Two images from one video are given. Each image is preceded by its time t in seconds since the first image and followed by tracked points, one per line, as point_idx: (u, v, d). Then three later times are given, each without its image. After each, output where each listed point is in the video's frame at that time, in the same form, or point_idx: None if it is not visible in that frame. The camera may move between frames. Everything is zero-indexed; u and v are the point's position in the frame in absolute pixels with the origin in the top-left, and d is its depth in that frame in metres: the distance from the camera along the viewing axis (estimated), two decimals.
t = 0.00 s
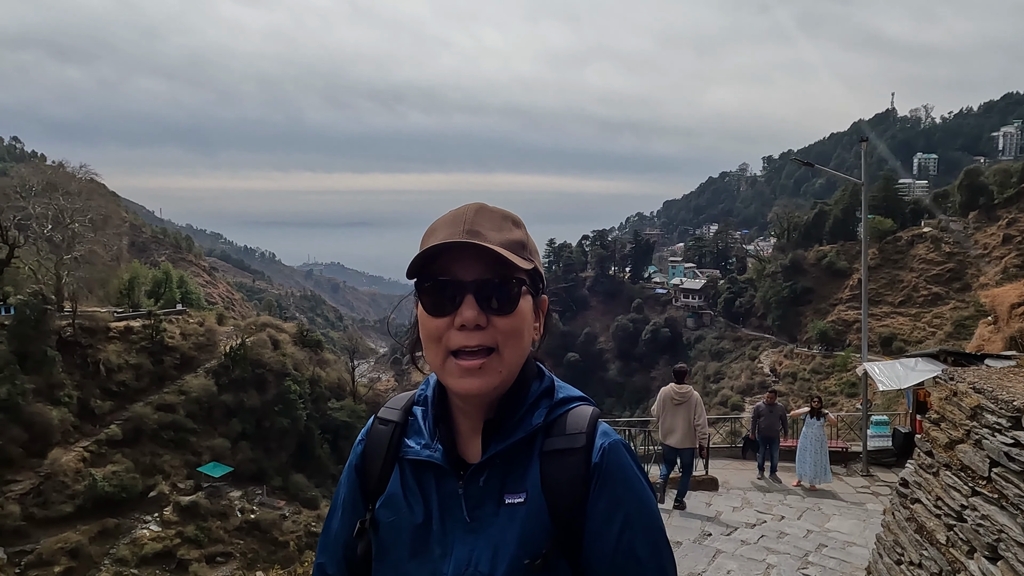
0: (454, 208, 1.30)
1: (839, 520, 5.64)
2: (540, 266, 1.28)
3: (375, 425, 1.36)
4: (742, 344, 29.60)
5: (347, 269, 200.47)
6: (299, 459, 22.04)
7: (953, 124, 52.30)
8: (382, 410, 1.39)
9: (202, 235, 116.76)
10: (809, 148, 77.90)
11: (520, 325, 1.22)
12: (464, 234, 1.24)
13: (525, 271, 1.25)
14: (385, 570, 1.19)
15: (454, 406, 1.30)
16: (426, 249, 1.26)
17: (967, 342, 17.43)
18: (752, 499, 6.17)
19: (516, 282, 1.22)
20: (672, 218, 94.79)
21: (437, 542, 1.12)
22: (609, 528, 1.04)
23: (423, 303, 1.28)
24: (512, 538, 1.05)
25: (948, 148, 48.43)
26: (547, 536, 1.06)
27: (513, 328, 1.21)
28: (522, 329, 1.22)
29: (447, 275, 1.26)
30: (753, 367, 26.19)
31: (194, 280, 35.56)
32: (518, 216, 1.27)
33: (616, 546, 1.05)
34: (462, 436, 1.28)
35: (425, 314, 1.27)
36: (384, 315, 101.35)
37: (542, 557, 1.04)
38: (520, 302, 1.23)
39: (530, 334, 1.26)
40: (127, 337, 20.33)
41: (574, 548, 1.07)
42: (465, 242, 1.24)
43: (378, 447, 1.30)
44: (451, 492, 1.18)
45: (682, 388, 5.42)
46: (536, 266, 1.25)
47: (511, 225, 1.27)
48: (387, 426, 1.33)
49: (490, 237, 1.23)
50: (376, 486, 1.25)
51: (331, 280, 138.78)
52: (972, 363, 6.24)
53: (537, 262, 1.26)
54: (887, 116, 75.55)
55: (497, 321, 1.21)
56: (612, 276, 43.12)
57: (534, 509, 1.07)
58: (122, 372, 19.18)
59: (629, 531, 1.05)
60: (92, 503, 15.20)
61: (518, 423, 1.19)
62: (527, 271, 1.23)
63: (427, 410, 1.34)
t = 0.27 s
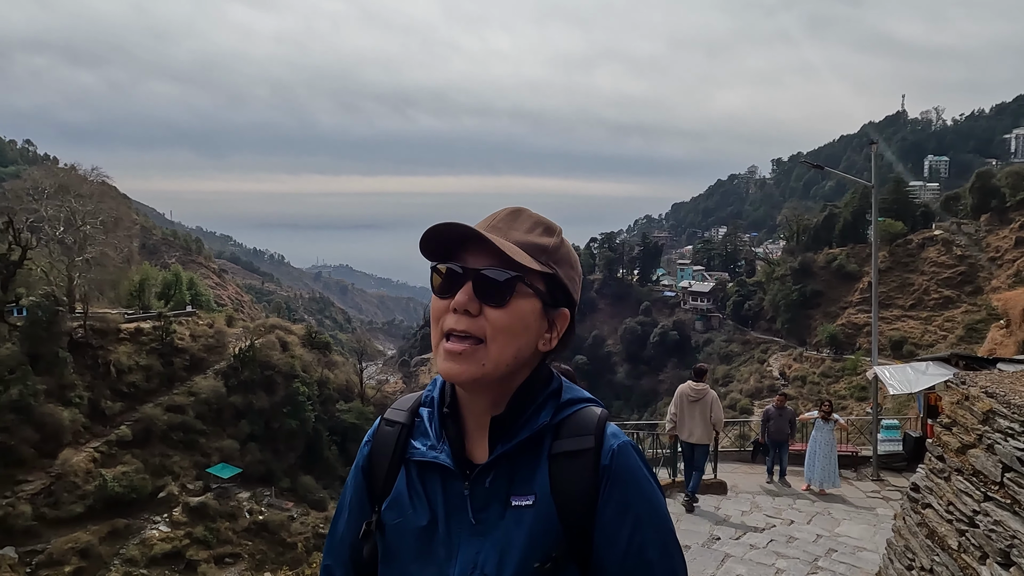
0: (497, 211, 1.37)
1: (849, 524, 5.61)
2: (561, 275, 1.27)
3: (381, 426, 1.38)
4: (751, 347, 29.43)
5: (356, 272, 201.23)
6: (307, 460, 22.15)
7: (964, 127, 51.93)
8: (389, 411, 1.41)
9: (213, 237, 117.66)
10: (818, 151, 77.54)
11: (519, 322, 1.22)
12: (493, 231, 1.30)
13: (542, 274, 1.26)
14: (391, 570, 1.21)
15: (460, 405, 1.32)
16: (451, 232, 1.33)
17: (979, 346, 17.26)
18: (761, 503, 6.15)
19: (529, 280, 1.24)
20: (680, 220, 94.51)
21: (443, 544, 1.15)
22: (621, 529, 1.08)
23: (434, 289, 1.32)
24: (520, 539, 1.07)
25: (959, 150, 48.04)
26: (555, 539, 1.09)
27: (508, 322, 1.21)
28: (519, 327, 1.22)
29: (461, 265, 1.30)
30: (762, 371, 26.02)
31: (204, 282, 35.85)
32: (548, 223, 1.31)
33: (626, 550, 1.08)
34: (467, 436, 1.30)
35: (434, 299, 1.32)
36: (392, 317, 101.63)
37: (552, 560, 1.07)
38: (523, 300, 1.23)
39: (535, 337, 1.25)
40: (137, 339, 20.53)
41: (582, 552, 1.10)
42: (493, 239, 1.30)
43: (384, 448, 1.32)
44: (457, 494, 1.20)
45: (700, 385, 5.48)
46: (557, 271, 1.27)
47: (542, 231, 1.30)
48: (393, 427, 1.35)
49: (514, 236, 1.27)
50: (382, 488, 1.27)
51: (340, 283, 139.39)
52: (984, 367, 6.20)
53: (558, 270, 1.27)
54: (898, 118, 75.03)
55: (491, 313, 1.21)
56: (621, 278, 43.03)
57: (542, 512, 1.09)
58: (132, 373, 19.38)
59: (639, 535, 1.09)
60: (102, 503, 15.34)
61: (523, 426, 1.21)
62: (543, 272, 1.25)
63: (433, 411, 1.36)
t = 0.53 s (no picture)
0: (499, 213, 1.38)
1: (860, 528, 5.58)
2: (569, 280, 1.27)
3: (405, 423, 1.42)
4: (759, 350, 29.27)
5: (363, 273, 201.15)
6: (314, 461, 22.24)
7: (975, 128, 51.52)
8: (412, 410, 1.46)
9: (221, 238, 118.52)
10: (827, 152, 77.14)
11: (531, 339, 1.25)
12: (493, 244, 1.32)
13: (548, 282, 1.27)
14: (411, 569, 1.24)
15: (482, 409, 1.36)
16: (446, 258, 1.34)
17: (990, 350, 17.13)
18: (770, 506, 6.14)
19: (536, 290, 1.26)
20: (688, 222, 94.17)
21: (464, 545, 1.18)
22: (644, 535, 1.11)
23: (446, 310, 1.37)
24: (542, 542, 1.09)
25: (970, 152, 47.68)
26: (578, 544, 1.11)
27: (519, 341, 1.24)
28: (531, 342, 1.25)
29: (466, 282, 1.32)
30: (771, 373, 25.86)
31: (212, 283, 36.07)
32: (551, 224, 1.31)
33: (650, 551, 1.11)
34: (492, 440, 1.33)
35: (446, 315, 1.35)
36: (400, 319, 101.88)
37: (573, 563, 1.09)
38: (531, 315, 1.25)
39: (551, 345, 1.28)
40: (147, 339, 20.69)
41: (604, 555, 1.13)
42: (493, 248, 1.31)
43: (408, 447, 1.36)
44: (480, 495, 1.23)
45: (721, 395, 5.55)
46: (565, 275, 1.28)
47: (542, 233, 1.29)
48: (417, 425, 1.40)
49: (514, 247, 1.28)
50: (404, 486, 1.31)
51: (347, 284, 139.90)
52: (996, 370, 6.17)
53: (565, 274, 1.26)
54: (908, 120, 74.52)
55: (502, 333, 1.25)
56: (628, 280, 42.92)
57: (564, 517, 1.11)
58: (142, 374, 19.54)
59: (661, 538, 1.12)
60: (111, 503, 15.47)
61: (546, 430, 1.24)
62: (551, 280, 1.26)
63: (456, 413, 1.40)
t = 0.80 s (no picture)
0: (498, 218, 1.40)
1: (866, 531, 5.56)
2: (572, 279, 1.29)
3: (416, 423, 1.46)
4: (765, 352, 29.14)
5: (369, 275, 201.39)
6: (320, 462, 22.32)
7: (984, 129, 51.26)
8: (425, 408, 1.49)
9: (228, 239, 119.24)
10: (834, 154, 76.89)
11: (540, 343, 1.27)
12: (492, 251, 1.34)
13: (551, 284, 1.28)
14: (421, 568, 1.26)
15: (492, 411, 1.38)
16: (449, 270, 1.36)
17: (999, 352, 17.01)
18: (775, 509, 6.12)
19: (541, 292, 1.27)
20: (695, 224, 93.92)
21: (473, 544, 1.20)
22: (652, 539, 1.12)
23: (453, 319, 1.40)
24: (550, 544, 1.11)
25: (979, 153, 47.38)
26: (587, 546, 1.13)
27: (529, 348, 1.27)
28: (540, 347, 1.27)
29: (470, 289, 1.35)
30: (777, 375, 25.74)
31: (219, 284, 36.27)
32: (548, 223, 1.32)
33: (658, 555, 1.12)
34: (503, 440, 1.36)
35: (454, 322, 1.38)
36: (406, 320, 102.02)
37: (582, 565, 1.11)
38: (540, 317, 1.27)
39: (562, 346, 1.31)
40: (154, 340, 20.84)
41: (615, 557, 1.14)
42: (494, 255, 1.34)
43: (419, 446, 1.39)
44: (489, 496, 1.25)
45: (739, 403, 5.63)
46: (568, 274, 1.29)
47: (541, 233, 1.31)
48: (428, 424, 1.43)
49: (514, 252, 1.30)
50: (415, 484, 1.34)
51: (354, 286, 140.31)
52: (1004, 372, 6.14)
53: (567, 273, 1.28)
54: (916, 121, 74.12)
55: (510, 340, 1.27)
56: (634, 282, 42.84)
57: (573, 519, 1.13)
58: (149, 374, 19.67)
59: (670, 544, 1.13)
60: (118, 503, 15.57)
61: (558, 432, 1.26)
62: (554, 282, 1.28)
63: (468, 413, 1.43)
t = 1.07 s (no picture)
0: (516, 217, 1.43)
1: (874, 534, 5.54)
2: (590, 278, 1.30)
3: (433, 421, 1.49)
4: (771, 353, 29.02)
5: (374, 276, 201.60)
6: (325, 462, 22.39)
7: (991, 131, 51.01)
8: (442, 406, 1.52)
9: (234, 241, 119.80)
10: (841, 155, 76.54)
11: (560, 341, 1.30)
12: (513, 248, 1.36)
13: (569, 283, 1.30)
14: (437, 563, 1.28)
15: (509, 410, 1.40)
16: (469, 265, 1.38)
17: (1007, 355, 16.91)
18: (782, 511, 6.11)
19: (557, 292, 1.30)
20: (700, 225, 93.68)
21: (489, 541, 1.22)
22: (666, 539, 1.13)
23: (470, 315, 1.42)
24: (566, 541, 1.13)
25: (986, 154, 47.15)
26: (602, 544, 1.14)
27: (550, 343, 1.29)
28: (558, 345, 1.29)
29: (488, 289, 1.37)
30: (783, 377, 25.63)
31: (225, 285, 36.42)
32: (568, 223, 1.34)
33: (673, 554, 1.14)
34: (519, 439, 1.38)
35: (473, 322, 1.40)
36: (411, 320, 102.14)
37: (596, 564, 1.12)
38: (557, 317, 1.29)
39: (578, 345, 1.33)
40: (161, 340, 20.96)
41: (628, 555, 1.16)
42: (513, 254, 1.36)
43: (435, 443, 1.42)
44: (505, 492, 1.27)
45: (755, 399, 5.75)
46: (585, 274, 1.31)
47: (561, 234, 1.33)
48: (445, 422, 1.46)
49: (533, 251, 1.32)
50: (431, 481, 1.37)
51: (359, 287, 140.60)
52: (1013, 374, 6.11)
53: (586, 273, 1.30)
54: (922, 123, 73.83)
55: (527, 338, 1.29)
56: (639, 283, 42.77)
57: (590, 515, 1.15)
58: (155, 375, 19.78)
59: (684, 544, 1.14)
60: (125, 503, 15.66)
61: (575, 432, 1.28)
62: (572, 281, 1.30)
63: (484, 411, 1.45)
